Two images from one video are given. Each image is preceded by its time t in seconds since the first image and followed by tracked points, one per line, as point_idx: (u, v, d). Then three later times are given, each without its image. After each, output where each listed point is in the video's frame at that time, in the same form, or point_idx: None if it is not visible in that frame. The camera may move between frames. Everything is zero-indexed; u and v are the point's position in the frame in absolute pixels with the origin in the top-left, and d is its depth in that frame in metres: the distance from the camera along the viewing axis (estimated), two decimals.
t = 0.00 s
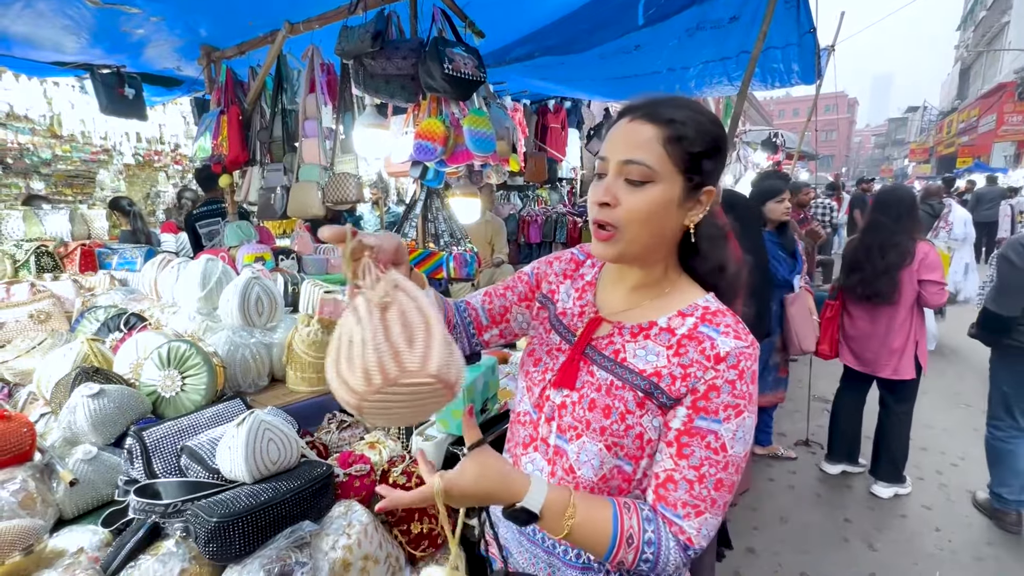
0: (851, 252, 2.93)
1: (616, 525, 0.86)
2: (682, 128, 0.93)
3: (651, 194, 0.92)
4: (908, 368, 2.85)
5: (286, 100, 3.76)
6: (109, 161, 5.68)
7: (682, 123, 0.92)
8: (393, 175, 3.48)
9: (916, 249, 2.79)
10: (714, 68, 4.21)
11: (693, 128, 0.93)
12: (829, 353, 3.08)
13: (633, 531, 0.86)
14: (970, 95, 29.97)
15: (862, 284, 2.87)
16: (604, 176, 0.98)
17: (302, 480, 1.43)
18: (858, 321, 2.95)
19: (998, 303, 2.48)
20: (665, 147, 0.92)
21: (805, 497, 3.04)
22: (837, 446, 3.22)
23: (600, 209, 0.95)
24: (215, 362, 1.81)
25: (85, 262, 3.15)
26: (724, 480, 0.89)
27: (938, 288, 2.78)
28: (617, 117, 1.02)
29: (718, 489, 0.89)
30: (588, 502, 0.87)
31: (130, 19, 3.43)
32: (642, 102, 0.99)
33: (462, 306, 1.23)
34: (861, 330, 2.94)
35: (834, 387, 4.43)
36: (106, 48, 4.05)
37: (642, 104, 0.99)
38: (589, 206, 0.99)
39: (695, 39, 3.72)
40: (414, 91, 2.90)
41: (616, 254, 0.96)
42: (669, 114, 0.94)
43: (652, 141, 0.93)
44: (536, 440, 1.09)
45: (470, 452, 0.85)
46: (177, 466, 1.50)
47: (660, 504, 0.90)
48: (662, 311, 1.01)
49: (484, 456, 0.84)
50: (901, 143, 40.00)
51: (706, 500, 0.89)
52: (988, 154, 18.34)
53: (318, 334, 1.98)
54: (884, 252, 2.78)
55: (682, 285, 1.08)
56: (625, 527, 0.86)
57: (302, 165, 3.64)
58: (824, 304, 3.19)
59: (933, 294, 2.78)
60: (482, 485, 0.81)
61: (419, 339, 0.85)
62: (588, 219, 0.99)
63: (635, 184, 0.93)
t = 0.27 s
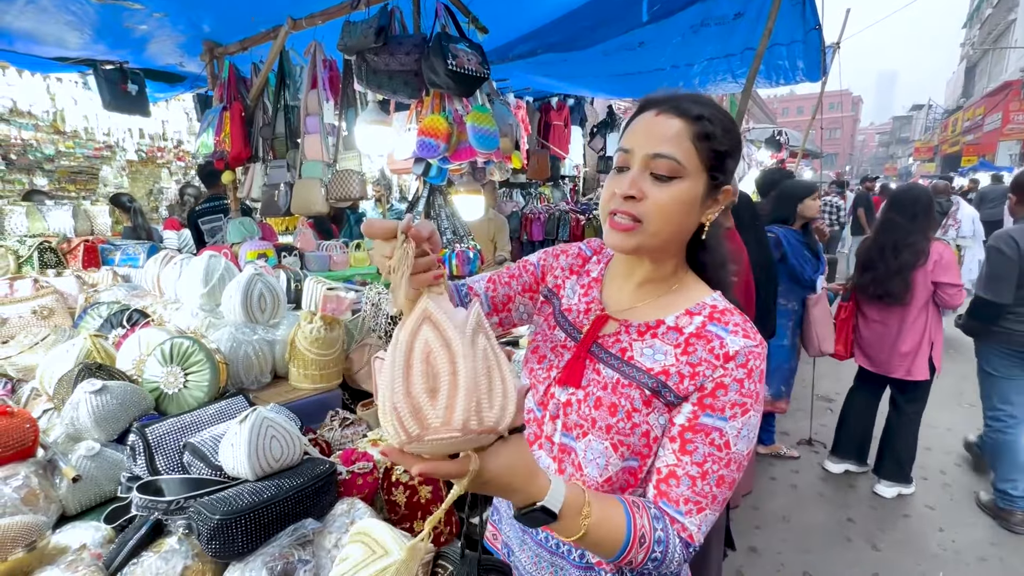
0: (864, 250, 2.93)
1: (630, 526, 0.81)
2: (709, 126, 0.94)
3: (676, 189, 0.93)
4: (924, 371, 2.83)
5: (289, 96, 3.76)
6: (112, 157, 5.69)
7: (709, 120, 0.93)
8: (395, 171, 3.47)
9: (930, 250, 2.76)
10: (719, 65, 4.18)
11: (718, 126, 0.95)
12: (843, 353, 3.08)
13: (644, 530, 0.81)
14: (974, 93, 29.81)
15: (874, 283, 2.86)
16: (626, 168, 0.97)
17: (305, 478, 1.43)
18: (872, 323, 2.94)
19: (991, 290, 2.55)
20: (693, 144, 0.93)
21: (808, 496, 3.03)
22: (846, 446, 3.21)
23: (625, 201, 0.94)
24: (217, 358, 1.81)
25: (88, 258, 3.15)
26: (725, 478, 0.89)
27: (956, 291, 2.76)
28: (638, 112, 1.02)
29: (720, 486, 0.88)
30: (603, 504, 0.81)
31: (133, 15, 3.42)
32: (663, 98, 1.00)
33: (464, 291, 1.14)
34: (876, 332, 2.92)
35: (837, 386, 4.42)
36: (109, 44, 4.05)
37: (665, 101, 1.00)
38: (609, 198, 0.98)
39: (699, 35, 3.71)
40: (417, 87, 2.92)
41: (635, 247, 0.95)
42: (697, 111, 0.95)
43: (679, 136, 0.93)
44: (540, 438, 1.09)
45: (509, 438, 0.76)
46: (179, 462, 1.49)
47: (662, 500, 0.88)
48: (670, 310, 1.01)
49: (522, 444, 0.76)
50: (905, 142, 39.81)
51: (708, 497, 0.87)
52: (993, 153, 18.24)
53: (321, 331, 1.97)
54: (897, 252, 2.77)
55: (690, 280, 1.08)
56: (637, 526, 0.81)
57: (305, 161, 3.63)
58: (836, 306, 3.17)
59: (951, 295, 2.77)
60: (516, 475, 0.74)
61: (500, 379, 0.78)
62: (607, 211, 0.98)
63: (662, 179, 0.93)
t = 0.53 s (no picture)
0: (878, 249, 2.89)
1: (614, 523, 0.81)
2: (714, 112, 0.90)
3: (677, 179, 0.89)
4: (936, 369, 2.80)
5: (287, 90, 3.71)
6: (108, 152, 5.64)
7: (714, 108, 0.89)
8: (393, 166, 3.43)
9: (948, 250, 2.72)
10: (720, 62, 4.15)
11: (724, 114, 0.91)
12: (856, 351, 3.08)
13: (630, 532, 0.81)
14: (972, 94, 29.85)
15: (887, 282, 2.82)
16: (628, 159, 0.94)
17: (301, 477, 1.39)
18: (883, 323, 2.92)
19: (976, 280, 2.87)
20: (695, 132, 0.89)
21: (809, 495, 3.01)
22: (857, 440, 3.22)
23: (625, 193, 0.91)
24: (211, 355, 1.77)
25: (82, 253, 3.10)
26: (723, 485, 0.85)
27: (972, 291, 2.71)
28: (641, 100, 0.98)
29: (717, 493, 0.85)
30: (585, 497, 0.82)
31: (128, 7, 3.37)
32: (667, 84, 0.95)
33: (468, 288, 1.19)
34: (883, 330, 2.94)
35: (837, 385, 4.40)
36: (104, 37, 4.00)
37: (669, 87, 0.96)
38: (610, 189, 0.94)
39: (700, 31, 3.67)
40: (416, 80, 2.86)
41: (637, 243, 0.93)
42: (701, 97, 0.91)
43: (682, 124, 0.89)
44: (537, 436, 1.06)
45: (479, 431, 0.80)
46: (173, 461, 1.46)
47: (657, 505, 0.86)
48: (672, 307, 0.97)
49: (495, 437, 0.80)
50: (903, 141, 39.85)
51: (704, 505, 0.85)
52: (990, 153, 18.27)
53: (318, 327, 1.92)
54: (912, 251, 2.74)
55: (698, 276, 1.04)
56: (622, 528, 0.81)
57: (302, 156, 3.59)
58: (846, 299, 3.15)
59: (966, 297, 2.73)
60: (491, 466, 0.78)
61: (459, 385, 0.80)
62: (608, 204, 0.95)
63: (662, 169, 0.89)
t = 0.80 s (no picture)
0: (901, 250, 2.83)
1: (628, 531, 0.78)
2: (744, 98, 0.84)
3: (701, 168, 0.83)
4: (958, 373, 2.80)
5: (288, 86, 3.67)
6: (107, 148, 5.59)
7: (746, 93, 0.83)
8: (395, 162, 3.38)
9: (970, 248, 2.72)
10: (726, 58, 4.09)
11: (756, 99, 0.85)
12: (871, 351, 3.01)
13: (645, 543, 0.78)
14: (973, 94, 29.79)
15: (912, 283, 2.78)
16: (648, 146, 0.88)
17: (305, 481, 1.34)
18: (904, 323, 2.87)
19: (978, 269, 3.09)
20: (723, 117, 0.83)
21: (816, 497, 2.96)
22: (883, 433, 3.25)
23: (641, 180, 0.84)
24: (211, 354, 1.72)
25: (80, 249, 3.06)
26: (749, 500, 0.80)
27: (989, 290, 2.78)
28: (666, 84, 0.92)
29: (742, 509, 0.80)
30: (600, 504, 0.79)
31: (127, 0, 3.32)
32: (695, 68, 0.90)
33: (478, 293, 1.14)
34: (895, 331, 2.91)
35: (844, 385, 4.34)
36: (103, 32, 3.95)
37: (697, 71, 0.90)
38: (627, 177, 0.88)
39: (705, 28, 3.62)
40: (420, 75, 2.81)
41: (648, 237, 0.87)
42: (730, 81, 0.85)
43: (709, 109, 0.83)
44: (548, 443, 1.01)
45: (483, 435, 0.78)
46: (171, 463, 1.41)
47: (675, 519, 0.83)
48: (694, 309, 0.91)
49: (499, 440, 0.77)
50: (904, 141, 39.77)
51: (727, 521, 0.80)
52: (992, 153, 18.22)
53: (321, 325, 1.87)
54: (940, 251, 2.71)
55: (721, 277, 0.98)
56: (637, 539, 0.78)
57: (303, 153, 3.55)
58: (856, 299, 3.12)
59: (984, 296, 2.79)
60: (498, 471, 0.76)
61: (451, 397, 0.75)
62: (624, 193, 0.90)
63: (685, 157, 0.84)
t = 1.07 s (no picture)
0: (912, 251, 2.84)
1: (643, 542, 0.75)
2: (785, 96, 0.79)
3: (740, 173, 0.78)
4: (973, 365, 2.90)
5: (291, 84, 3.63)
6: (107, 148, 5.55)
7: (792, 91, 0.79)
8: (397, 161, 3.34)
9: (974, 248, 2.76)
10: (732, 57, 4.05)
11: (800, 97, 0.80)
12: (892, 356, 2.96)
13: (660, 552, 0.75)
14: (974, 95, 29.76)
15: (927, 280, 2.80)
16: (678, 146, 0.83)
17: (314, 488, 1.30)
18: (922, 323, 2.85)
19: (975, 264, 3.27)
20: (765, 116, 0.79)
21: (824, 500, 2.91)
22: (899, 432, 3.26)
23: (667, 187, 0.81)
24: (216, 356, 1.68)
25: (81, 249, 3.02)
26: (770, 519, 0.76)
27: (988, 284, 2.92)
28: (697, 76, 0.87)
29: (762, 528, 0.76)
30: (615, 507, 0.76)
31: None
32: (729, 57, 0.84)
33: (486, 248, 1.06)
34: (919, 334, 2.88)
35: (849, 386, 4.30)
36: (104, 30, 3.91)
37: (730, 61, 0.84)
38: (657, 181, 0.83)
39: (710, 27, 3.59)
40: (426, 73, 2.74)
41: (678, 248, 0.83)
42: (773, 77, 0.80)
43: (748, 107, 0.78)
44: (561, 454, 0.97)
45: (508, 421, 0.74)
46: (175, 469, 1.37)
47: (689, 531, 0.79)
48: (720, 316, 0.85)
49: (525, 428, 0.73)
50: (905, 142, 39.74)
51: (745, 539, 0.75)
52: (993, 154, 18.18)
53: (328, 327, 1.84)
54: (949, 251, 2.73)
55: (745, 280, 0.93)
56: (650, 548, 0.75)
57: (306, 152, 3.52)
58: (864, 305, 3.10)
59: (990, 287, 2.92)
60: (517, 457, 0.73)
61: (472, 377, 0.70)
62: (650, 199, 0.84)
63: (722, 161, 0.79)
